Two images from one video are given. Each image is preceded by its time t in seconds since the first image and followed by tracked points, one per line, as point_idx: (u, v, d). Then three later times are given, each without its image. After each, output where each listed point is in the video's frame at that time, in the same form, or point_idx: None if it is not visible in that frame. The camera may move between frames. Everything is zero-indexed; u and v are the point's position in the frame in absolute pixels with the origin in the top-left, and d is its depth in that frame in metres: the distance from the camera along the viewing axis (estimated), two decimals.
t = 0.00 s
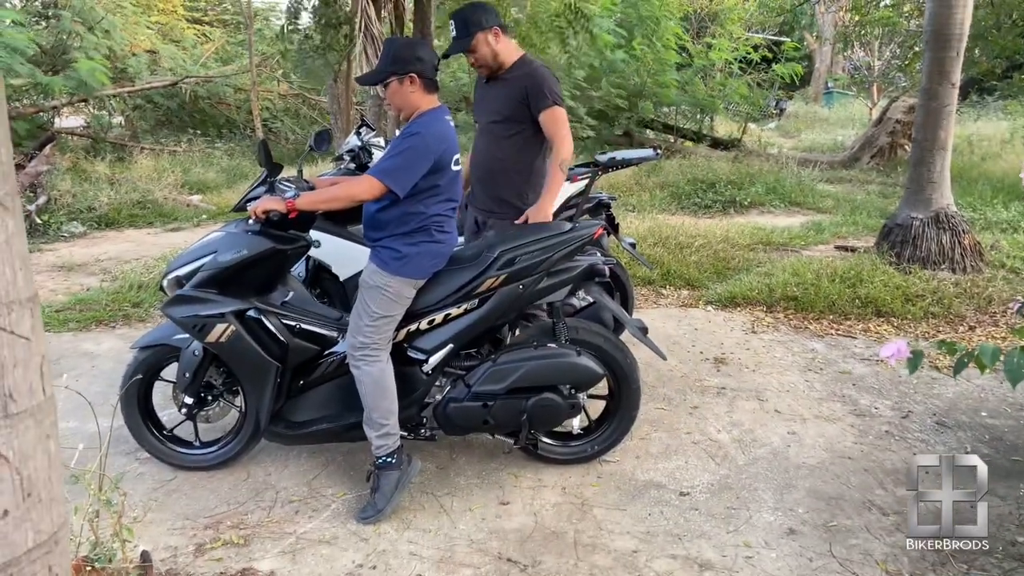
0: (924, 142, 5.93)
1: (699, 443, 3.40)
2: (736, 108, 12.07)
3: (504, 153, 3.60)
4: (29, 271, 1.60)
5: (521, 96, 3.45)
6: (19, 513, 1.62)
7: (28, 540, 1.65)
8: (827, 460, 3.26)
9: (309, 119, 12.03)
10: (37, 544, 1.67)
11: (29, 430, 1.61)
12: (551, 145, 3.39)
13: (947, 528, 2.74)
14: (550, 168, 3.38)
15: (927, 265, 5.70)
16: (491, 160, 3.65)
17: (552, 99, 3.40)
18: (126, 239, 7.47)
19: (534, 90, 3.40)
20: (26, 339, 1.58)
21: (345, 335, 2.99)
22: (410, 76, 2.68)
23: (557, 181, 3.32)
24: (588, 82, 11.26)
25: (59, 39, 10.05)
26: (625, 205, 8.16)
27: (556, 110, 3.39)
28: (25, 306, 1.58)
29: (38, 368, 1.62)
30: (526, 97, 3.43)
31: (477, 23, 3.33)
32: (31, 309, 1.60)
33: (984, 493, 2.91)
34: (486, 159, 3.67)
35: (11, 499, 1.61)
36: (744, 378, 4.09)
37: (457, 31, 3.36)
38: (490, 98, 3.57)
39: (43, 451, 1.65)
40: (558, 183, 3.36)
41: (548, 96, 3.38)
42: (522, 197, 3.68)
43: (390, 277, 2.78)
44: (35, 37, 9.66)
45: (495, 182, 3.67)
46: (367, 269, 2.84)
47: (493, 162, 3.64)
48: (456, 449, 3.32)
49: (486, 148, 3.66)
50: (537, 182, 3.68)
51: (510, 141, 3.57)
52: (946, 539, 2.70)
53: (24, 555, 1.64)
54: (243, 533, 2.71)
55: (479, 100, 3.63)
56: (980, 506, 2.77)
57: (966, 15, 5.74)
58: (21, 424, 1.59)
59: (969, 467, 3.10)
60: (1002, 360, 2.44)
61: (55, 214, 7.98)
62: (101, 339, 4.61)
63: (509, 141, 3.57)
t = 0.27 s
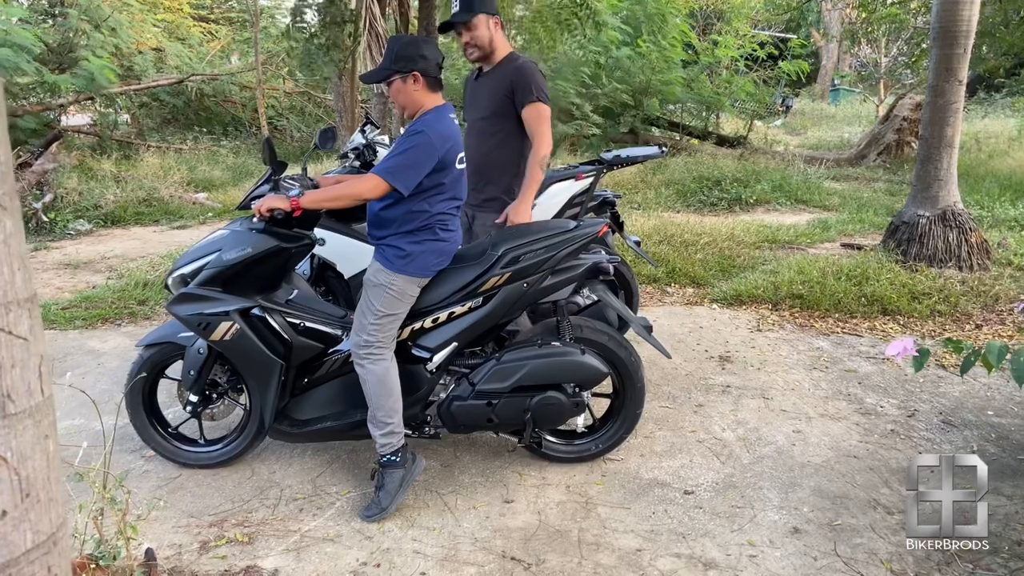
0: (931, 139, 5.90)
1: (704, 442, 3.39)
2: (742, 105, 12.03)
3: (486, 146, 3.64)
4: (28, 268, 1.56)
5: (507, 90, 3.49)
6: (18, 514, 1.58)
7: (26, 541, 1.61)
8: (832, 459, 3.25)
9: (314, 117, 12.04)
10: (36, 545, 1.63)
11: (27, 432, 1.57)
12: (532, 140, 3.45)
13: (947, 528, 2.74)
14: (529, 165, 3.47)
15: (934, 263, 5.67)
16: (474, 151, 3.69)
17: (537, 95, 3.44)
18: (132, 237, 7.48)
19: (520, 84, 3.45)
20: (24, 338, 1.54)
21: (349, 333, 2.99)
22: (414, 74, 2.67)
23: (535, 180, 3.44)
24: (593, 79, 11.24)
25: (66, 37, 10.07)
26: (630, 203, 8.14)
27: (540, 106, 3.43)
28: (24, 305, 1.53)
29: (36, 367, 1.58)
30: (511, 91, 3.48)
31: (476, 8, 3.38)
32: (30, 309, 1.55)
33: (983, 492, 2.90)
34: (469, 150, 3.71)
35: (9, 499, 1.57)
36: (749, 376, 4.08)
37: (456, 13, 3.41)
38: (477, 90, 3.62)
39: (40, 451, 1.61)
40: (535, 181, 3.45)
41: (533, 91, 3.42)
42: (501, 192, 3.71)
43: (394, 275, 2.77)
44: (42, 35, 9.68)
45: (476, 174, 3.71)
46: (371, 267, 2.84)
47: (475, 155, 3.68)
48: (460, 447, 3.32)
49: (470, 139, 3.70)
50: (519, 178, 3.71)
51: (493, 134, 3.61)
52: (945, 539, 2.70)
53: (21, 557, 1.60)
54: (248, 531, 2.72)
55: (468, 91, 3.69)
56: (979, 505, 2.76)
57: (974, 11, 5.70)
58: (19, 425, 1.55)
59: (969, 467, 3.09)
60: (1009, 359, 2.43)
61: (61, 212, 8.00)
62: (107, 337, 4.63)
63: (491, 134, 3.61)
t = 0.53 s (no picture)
0: (938, 135, 5.87)
1: (708, 439, 3.38)
2: (748, 101, 11.99)
3: (479, 139, 3.66)
4: (23, 267, 1.58)
5: (503, 84, 3.52)
6: (15, 512, 1.60)
7: (23, 540, 1.63)
8: (837, 456, 3.24)
9: (320, 114, 12.05)
10: (33, 543, 1.64)
11: (23, 430, 1.59)
12: (522, 135, 3.47)
13: (947, 528, 2.71)
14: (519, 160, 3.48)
15: (940, 259, 5.64)
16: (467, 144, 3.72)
17: (532, 91, 3.46)
18: (138, 234, 7.51)
19: (515, 79, 3.47)
20: (20, 338, 1.56)
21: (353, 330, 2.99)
22: (415, 71, 2.67)
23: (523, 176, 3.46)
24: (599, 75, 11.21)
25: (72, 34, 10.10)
26: (636, 199, 8.13)
27: (533, 102, 3.45)
28: (20, 304, 1.55)
29: (33, 367, 1.60)
30: (506, 86, 3.51)
31: None
32: (26, 308, 1.58)
33: (984, 493, 2.85)
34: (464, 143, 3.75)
35: (6, 498, 1.59)
36: (754, 373, 4.07)
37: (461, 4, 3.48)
38: (475, 85, 3.66)
39: (38, 449, 1.63)
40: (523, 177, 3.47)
41: (526, 86, 3.44)
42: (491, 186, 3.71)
43: (398, 272, 2.78)
44: (48, 32, 9.70)
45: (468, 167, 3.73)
46: (375, 264, 2.84)
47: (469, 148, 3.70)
48: (464, 443, 3.32)
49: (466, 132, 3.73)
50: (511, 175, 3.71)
51: (486, 128, 3.64)
52: (945, 539, 2.67)
53: (20, 554, 1.62)
54: (253, 527, 2.73)
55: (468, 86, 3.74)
56: (980, 505, 2.73)
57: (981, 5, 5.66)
58: (15, 424, 1.57)
59: (969, 467, 3.04)
60: (1016, 356, 2.42)
61: (68, 209, 8.03)
62: (113, 333, 4.64)
63: (485, 127, 3.64)
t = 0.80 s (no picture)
0: (944, 130, 5.83)
1: (712, 437, 3.37)
2: (753, 96, 11.93)
3: (481, 138, 3.64)
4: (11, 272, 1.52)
5: (502, 81, 3.51)
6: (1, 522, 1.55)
7: (11, 550, 1.57)
8: (842, 454, 3.23)
9: (324, 110, 12.04)
10: (21, 553, 1.59)
11: (10, 440, 1.53)
12: (523, 132, 3.44)
13: (947, 528, 2.69)
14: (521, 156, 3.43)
15: (946, 255, 5.60)
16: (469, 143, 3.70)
17: (531, 87, 3.44)
18: (142, 231, 7.52)
19: (514, 76, 3.46)
20: (7, 346, 1.49)
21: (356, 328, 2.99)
22: (411, 69, 2.66)
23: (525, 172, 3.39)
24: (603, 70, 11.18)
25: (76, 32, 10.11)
26: (640, 195, 8.10)
27: (533, 98, 3.43)
28: (7, 312, 1.49)
29: (20, 374, 1.55)
30: (506, 83, 3.49)
31: None
32: (12, 316, 1.51)
33: (983, 493, 2.84)
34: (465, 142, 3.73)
35: None
36: (758, 371, 4.05)
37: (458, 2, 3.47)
38: (475, 82, 3.64)
39: (25, 459, 1.57)
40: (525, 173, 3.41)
41: (526, 83, 3.42)
42: (495, 185, 3.69)
43: (399, 270, 2.77)
44: (53, 30, 9.72)
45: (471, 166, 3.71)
46: (377, 263, 2.83)
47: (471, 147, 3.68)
48: (467, 442, 3.32)
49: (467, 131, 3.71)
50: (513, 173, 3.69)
51: (488, 127, 3.62)
52: (945, 539, 2.65)
53: (6, 565, 1.57)
54: (255, 526, 2.73)
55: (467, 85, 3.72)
56: (980, 505, 2.71)
57: None
58: (2, 433, 1.51)
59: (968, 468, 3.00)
60: (1022, 354, 2.39)
61: (73, 206, 8.04)
62: (117, 331, 4.65)
63: (486, 126, 3.62)
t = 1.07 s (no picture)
0: (948, 126, 5.80)
1: (715, 436, 3.35)
2: (757, 91, 11.89)
3: (484, 138, 3.62)
4: None
5: (503, 80, 3.49)
6: None
7: None
8: (846, 453, 3.21)
9: (326, 107, 12.03)
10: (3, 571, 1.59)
11: None
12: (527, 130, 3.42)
13: (947, 528, 2.68)
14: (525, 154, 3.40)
15: (951, 252, 5.57)
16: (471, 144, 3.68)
17: (533, 85, 3.42)
18: (145, 230, 7.52)
19: (515, 75, 3.44)
20: None
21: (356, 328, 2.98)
22: (410, 67, 2.64)
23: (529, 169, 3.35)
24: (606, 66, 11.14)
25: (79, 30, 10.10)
26: (643, 191, 8.08)
27: (536, 97, 3.41)
28: None
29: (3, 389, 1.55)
30: (507, 82, 3.47)
31: None
32: None
33: (983, 493, 2.84)
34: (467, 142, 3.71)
35: None
36: (761, 369, 4.03)
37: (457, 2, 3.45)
38: (475, 81, 3.62)
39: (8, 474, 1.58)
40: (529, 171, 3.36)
41: (528, 81, 3.41)
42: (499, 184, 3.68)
43: (399, 270, 2.76)
44: (55, 28, 9.71)
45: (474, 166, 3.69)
46: (377, 262, 2.82)
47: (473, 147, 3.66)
48: (468, 441, 3.31)
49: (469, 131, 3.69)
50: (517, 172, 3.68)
51: (490, 126, 3.60)
52: (945, 539, 2.64)
53: None
54: (256, 527, 2.72)
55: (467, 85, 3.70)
56: (980, 505, 2.69)
57: None
58: None
59: (967, 467, 2.98)
60: None
61: (76, 205, 8.04)
62: (119, 330, 4.65)
63: (489, 126, 3.60)
